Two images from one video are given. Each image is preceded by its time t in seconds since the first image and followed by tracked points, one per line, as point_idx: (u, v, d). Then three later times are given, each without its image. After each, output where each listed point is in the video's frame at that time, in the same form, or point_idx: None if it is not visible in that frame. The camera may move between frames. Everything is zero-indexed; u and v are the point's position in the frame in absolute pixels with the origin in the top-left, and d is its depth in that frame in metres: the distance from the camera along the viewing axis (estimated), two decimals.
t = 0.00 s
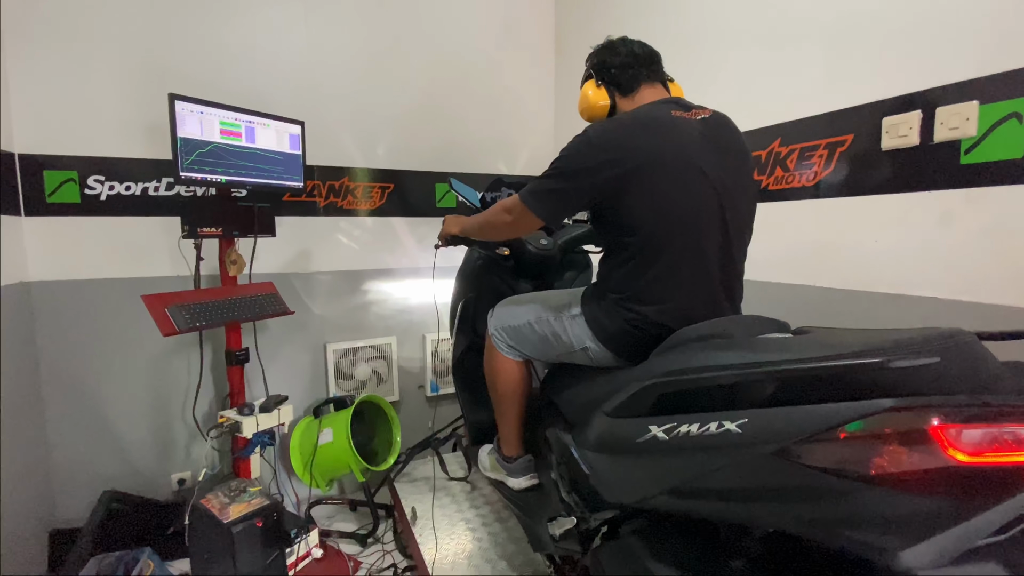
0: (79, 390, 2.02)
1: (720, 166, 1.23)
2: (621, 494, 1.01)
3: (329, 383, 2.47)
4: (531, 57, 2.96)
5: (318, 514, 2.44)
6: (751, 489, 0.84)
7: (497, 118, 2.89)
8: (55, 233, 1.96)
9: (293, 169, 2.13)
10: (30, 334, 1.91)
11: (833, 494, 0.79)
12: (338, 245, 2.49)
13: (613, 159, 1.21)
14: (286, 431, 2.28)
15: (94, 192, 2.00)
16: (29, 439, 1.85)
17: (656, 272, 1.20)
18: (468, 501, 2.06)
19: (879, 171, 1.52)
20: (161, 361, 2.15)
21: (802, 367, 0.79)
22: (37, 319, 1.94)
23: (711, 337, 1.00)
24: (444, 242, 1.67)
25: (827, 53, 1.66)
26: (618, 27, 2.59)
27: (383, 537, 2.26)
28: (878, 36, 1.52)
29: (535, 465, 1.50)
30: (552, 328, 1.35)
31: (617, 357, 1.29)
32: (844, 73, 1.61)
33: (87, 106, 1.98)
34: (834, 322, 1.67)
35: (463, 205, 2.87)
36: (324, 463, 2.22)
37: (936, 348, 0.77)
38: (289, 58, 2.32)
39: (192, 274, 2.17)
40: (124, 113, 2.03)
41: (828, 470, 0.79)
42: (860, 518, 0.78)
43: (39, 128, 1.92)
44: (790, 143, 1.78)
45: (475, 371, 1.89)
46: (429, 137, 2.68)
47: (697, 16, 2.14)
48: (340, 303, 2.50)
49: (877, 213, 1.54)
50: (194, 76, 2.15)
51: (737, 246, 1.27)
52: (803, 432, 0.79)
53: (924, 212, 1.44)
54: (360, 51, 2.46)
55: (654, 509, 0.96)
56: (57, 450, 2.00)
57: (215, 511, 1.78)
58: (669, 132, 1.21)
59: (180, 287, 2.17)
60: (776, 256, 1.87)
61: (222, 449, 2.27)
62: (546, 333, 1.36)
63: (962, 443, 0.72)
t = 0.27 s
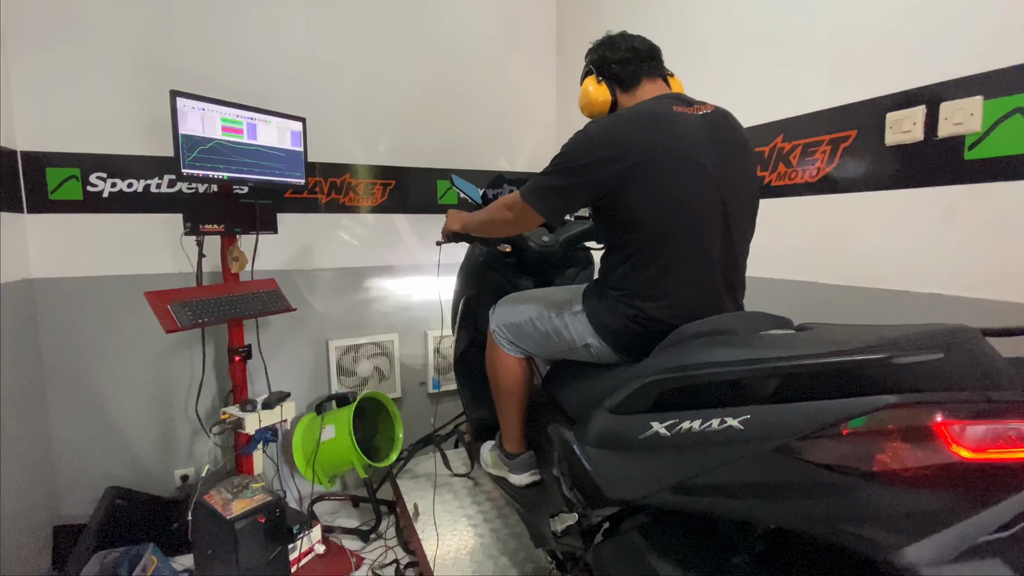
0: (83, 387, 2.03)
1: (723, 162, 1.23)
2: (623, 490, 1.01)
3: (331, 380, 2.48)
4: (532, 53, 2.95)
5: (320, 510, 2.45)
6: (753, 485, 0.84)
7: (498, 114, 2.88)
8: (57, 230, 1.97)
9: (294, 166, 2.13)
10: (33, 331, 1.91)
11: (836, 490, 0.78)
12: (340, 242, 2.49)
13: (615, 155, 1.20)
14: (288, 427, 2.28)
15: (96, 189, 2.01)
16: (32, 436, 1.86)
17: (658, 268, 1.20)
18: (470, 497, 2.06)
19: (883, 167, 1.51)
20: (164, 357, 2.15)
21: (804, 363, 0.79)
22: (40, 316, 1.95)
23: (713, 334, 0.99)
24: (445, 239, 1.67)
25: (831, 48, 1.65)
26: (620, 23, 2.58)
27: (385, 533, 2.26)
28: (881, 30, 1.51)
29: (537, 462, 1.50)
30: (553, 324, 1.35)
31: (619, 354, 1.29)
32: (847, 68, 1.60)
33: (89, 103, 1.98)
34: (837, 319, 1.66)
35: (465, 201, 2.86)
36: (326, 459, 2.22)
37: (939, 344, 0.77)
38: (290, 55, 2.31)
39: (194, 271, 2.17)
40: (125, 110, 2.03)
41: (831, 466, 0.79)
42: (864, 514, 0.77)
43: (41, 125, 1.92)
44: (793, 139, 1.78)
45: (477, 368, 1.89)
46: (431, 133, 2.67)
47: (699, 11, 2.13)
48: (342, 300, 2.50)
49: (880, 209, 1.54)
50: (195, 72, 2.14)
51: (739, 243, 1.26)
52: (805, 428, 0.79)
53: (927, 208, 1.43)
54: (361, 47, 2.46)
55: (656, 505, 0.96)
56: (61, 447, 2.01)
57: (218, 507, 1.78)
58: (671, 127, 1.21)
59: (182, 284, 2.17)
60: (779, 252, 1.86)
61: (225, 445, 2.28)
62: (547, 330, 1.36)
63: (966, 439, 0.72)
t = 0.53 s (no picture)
0: (86, 384, 2.04)
1: (725, 158, 1.23)
2: (625, 487, 1.01)
3: (333, 377, 2.48)
4: (534, 49, 2.94)
5: (323, 507, 2.46)
6: (756, 481, 0.84)
7: (500, 112, 2.88)
8: (60, 228, 1.97)
9: (296, 164, 2.13)
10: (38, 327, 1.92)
11: (840, 487, 0.78)
12: (343, 239, 2.49)
13: (617, 152, 1.20)
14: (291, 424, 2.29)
15: (99, 187, 2.01)
16: (37, 433, 1.87)
17: (661, 265, 1.20)
18: (472, 494, 2.07)
19: (887, 163, 1.51)
20: (167, 355, 2.16)
21: (807, 359, 0.79)
22: (43, 313, 1.96)
23: (716, 331, 0.99)
24: (447, 236, 1.67)
25: (834, 43, 1.64)
26: (622, 19, 2.57)
27: (388, 530, 2.27)
28: (885, 26, 1.50)
29: (540, 459, 1.50)
30: (555, 322, 1.35)
31: (621, 351, 1.29)
32: (852, 64, 1.59)
33: (91, 101, 1.98)
34: (840, 315, 1.66)
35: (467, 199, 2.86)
36: (329, 457, 2.23)
37: (942, 341, 0.76)
38: (292, 52, 2.31)
39: (197, 268, 2.18)
40: (127, 108, 2.04)
41: (834, 463, 0.79)
42: (867, 510, 0.78)
43: (44, 123, 1.92)
44: (796, 136, 1.77)
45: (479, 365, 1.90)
46: (433, 131, 2.67)
47: (702, 7, 2.12)
48: (344, 298, 2.50)
49: (883, 206, 1.53)
50: (197, 70, 2.14)
51: (742, 240, 1.26)
52: (807, 425, 0.79)
53: (930, 205, 1.43)
54: (363, 45, 2.46)
55: (659, 502, 0.96)
56: (65, 443, 2.02)
57: (222, 503, 1.79)
58: (674, 124, 1.20)
59: (185, 281, 2.18)
60: (781, 249, 1.86)
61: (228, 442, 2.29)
62: (550, 327, 1.36)
63: (969, 435, 0.72)
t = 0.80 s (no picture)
0: (90, 381, 2.05)
1: (729, 156, 1.23)
2: (628, 484, 1.01)
3: (336, 375, 2.49)
4: (536, 47, 2.94)
5: (326, 504, 2.47)
6: (758, 478, 0.85)
7: (502, 110, 2.87)
8: (64, 226, 1.98)
9: (299, 162, 2.13)
10: (42, 325, 1.93)
11: (841, 484, 0.79)
12: (345, 237, 2.49)
13: (621, 149, 1.20)
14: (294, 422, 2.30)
15: (102, 185, 2.02)
16: (41, 430, 1.87)
17: (664, 262, 1.20)
18: (475, 492, 2.07)
19: (890, 161, 1.51)
20: (171, 353, 2.17)
21: (809, 357, 0.79)
22: (47, 311, 1.96)
23: (719, 329, 1.00)
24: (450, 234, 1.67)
25: (837, 41, 1.64)
26: (624, 17, 2.56)
27: (390, 527, 2.28)
28: (889, 23, 1.50)
29: (542, 456, 1.50)
30: (558, 319, 1.35)
31: (623, 348, 1.29)
32: (855, 61, 1.59)
33: (94, 99, 1.99)
34: (843, 313, 1.66)
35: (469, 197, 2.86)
36: (332, 454, 2.23)
37: (946, 338, 0.76)
38: (294, 50, 2.32)
39: (200, 266, 2.18)
40: (130, 107, 2.04)
41: (835, 460, 0.79)
42: (867, 507, 0.78)
43: (47, 121, 1.93)
44: (799, 134, 1.77)
45: (482, 363, 1.90)
46: (435, 129, 2.67)
47: (705, 4, 2.11)
48: (347, 296, 2.51)
49: (887, 203, 1.53)
50: (200, 68, 2.15)
51: (745, 238, 1.26)
52: (809, 422, 0.79)
53: (934, 202, 1.42)
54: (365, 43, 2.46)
55: (661, 499, 0.97)
56: (70, 440, 2.03)
57: (225, 500, 1.80)
58: (677, 122, 1.20)
59: (188, 280, 2.18)
60: (784, 247, 1.86)
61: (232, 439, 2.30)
62: (552, 325, 1.36)
63: (971, 434, 0.72)
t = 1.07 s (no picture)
0: (93, 380, 2.05)
1: (730, 154, 1.22)
2: (630, 482, 1.01)
3: (338, 373, 2.49)
4: (538, 45, 2.94)
5: (328, 502, 2.48)
6: (760, 477, 0.85)
7: (504, 108, 2.87)
8: (67, 225, 1.98)
9: (301, 161, 2.13)
10: (44, 323, 1.93)
11: (844, 483, 0.79)
12: (347, 236, 2.50)
13: (623, 148, 1.20)
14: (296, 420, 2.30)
15: (105, 184, 2.02)
16: (45, 428, 1.88)
17: (665, 260, 1.20)
18: (476, 490, 2.08)
19: (893, 160, 1.50)
20: (173, 351, 2.17)
21: (812, 356, 0.79)
22: (50, 310, 1.97)
23: (721, 327, 0.99)
24: (453, 233, 1.68)
25: (840, 39, 1.63)
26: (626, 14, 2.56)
27: (392, 525, 2.28)
28: (892, 21, 1.49)
29: (544, 455, 1.51)
30: (560, 318, 1.35)
31: (626, 347, 1.29)
32: (858, 59, 1.58)
33: (97, 98, 1.99)
34: (845, 312, 1.66)
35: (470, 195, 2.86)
36: (333, 453, 2.24)
37: (950, 337, 0.76)
38: (295, 49, 2.32)
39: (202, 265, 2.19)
40: (133, 106, 2.04)
41: (838, 459, 0.79)
42: (871, 506, 0.78)
43: (50, 120, 1.93)
44: (801, 132, 1.77)
45: (483, 361, 1.90)
46: (437, 127, 2.67)
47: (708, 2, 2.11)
48: (348, 294, 2.51)
49: (890, 202, 1.53)
50: (202, 67, 2.15)
51: (747, 236, 1.26)
52: (811, 421, 0.79)
53: (937, 201, 1.42)
54: (367, 42, 2.46)
55: (663, 498, 0.97)
56: (73, 439, 2.03)
57: (228, 498, 1.81)
58: (679, 120, 1.20)
59: (191, 278, 2.19)
60: (787, 246, 1.85)
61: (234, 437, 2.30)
62: (554, 324, 1.36)
63: (974, 432, 0.72)
